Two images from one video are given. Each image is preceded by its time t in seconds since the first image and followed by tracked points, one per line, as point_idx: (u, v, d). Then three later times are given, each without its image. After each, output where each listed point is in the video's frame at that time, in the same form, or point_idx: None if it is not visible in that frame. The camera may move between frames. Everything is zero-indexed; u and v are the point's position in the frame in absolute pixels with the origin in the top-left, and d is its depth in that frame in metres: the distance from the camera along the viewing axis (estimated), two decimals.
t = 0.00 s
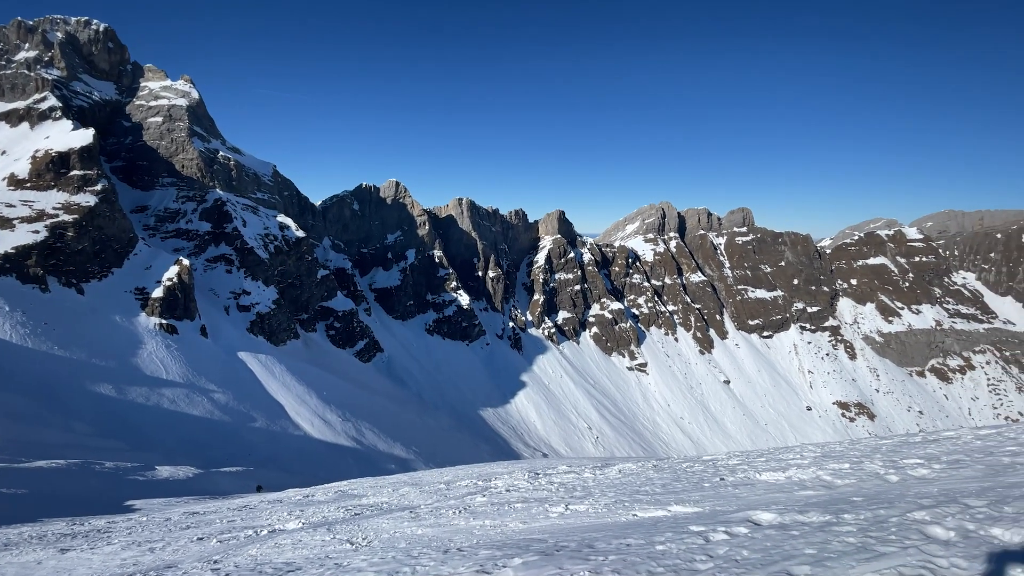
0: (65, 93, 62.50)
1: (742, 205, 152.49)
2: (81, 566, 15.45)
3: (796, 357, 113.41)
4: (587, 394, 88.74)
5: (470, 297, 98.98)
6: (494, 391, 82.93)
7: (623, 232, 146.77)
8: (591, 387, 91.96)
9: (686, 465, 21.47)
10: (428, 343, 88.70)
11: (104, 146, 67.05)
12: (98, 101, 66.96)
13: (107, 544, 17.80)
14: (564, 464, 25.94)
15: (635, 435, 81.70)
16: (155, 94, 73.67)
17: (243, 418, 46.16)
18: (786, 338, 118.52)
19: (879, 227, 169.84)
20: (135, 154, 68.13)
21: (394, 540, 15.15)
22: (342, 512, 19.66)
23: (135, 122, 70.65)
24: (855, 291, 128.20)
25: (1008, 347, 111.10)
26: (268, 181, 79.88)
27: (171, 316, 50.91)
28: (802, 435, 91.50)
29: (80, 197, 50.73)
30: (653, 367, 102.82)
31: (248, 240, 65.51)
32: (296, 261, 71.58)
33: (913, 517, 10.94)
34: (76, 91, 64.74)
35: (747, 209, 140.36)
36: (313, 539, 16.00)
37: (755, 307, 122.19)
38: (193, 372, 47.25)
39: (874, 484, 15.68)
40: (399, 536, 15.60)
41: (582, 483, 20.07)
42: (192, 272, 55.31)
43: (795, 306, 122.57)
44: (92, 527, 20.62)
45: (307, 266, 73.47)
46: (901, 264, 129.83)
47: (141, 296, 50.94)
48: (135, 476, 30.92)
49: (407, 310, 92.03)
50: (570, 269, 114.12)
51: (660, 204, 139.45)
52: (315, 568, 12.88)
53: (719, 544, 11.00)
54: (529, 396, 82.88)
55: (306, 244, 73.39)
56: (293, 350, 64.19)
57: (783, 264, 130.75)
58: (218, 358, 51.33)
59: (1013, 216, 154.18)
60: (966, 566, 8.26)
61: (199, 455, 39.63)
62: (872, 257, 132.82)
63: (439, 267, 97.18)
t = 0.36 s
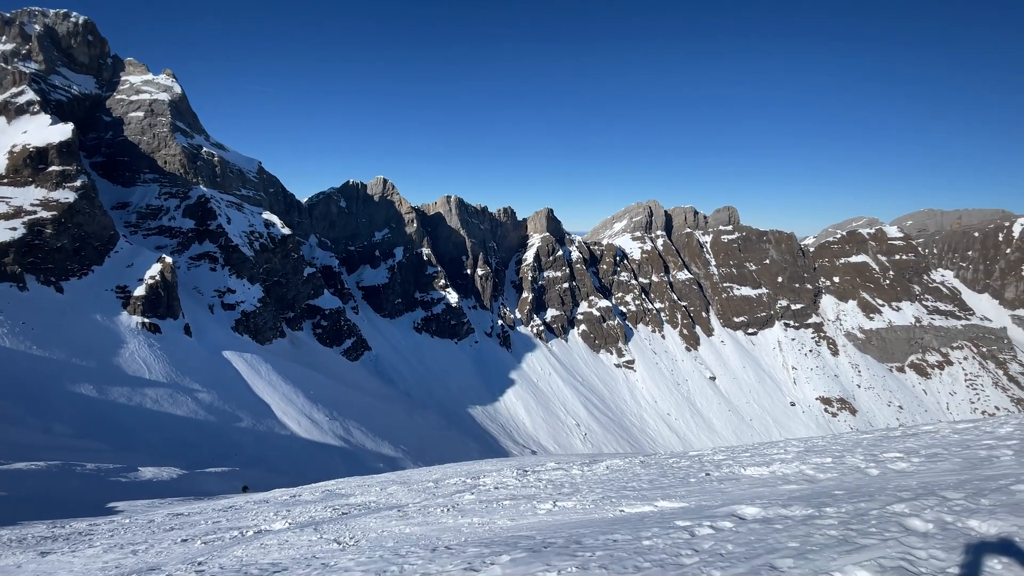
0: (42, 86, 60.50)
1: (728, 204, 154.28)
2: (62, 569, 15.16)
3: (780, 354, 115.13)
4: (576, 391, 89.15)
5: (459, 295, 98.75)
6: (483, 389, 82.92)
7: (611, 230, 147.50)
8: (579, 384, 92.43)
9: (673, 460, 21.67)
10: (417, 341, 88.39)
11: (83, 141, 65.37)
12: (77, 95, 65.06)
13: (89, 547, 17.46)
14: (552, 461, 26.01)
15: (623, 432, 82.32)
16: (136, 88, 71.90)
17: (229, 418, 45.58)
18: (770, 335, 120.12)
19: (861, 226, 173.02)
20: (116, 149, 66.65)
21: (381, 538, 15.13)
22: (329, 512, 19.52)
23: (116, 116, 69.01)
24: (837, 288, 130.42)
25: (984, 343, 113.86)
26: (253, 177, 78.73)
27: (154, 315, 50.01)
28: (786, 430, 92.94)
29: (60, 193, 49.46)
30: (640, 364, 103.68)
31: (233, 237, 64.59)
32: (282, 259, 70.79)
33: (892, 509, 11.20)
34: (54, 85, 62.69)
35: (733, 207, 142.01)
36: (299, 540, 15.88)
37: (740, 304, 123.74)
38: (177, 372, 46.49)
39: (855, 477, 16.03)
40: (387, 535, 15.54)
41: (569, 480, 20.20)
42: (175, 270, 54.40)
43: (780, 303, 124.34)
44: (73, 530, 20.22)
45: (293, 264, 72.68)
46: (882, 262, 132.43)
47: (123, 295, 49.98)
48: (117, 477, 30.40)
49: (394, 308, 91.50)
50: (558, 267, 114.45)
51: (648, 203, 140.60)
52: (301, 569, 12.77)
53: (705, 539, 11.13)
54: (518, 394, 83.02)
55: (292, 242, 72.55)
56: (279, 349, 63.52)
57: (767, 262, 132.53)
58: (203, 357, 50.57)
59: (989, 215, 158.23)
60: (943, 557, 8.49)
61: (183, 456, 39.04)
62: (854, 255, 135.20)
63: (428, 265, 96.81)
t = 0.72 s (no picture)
0: (27, 87, 59.31)
1: (718, 204, 155.35)
2: None
3: (770, 352, 116.14)
4: (568, 390, 89.35)
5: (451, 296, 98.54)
6: (476, 390, 82.82)
7: (603, 230, 147.95)
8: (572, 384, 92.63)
9: (665, 459, 21.77)
10: (409, 343, 88.11)
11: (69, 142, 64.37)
12: (63, 95, 63.91)
13: (76, 553, 17.23)
14: (546, 461, 26.03)
15: (616, 431, 82.65)
16: (123, 88, 70.92)
17: (219, 421, 45.17)
18: (761, 333, 121.05)
19: (849, 225, 174.83)
20: (102, 149, 65.67)
21: (374, 541, 15.12)
22: (321, 515, 19.38)
23: (102, 117, 67.94)
24: (826, 287, 131.74)
25: (970, 340, 115.51)
26: (243, 178, 78.02)
27: (142, 318, 49.45)
28: (777, 427, 93.70)
29: (44, 195, 48.48)
30: (632, 363, 104.13)
31: (222, 239, 63.99)
32: (273, 260, 70.24)
33: (881, 505, 11.33)
34: (39, 85, 61.45)
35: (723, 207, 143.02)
36: (291, 543, 15.81)
37: (731, 303, 124.60)
38: (166, 375, 45.96)
39: (844, 474, 16.20)
40: (380, 538, 15.49)
41: (562, 479, 20.26)
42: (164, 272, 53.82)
43: (770, 302, 125.33)
44: (60, 536, 19.89)
45: (284, 265, 72.16)
46: (870, 261, 134.02)
47: (111, 297, 49.37)
48: (105, 482, 29.99)
49: (387, 309, 91.13)
50: (551, 267, 114.64)
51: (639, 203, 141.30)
52: (292, 573, 12.69)
53: (697, 536, 11.21)
54: (511, 395, 83.04)
55: (282, 243, 71.98)
56: (270, 351, 63.06)
57: (757, 261, 133.54)
58: (193, 360, 50.09)
59: (974, 214, 160.86)
60: (931, 552, 8.60)
61: (172, 461, 38.60)
62: (843, 254, 136.75)
63: (420, 266, 96.52)
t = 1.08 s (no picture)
0: (12, 86, 58.30)
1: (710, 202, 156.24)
2: None
3: (762, 349, 117.04)
4: (562, 389, 89.49)
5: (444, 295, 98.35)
6: (470, 389, 82.74)
7: (596, 229, 148.40)
8: (566, 382, 92.79)
9: (658, 456, 21.90)
10: (403, 342, 87.86)
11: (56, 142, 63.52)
12: (49, 94, 62.88)
13: (66, 557, 17.05)
14: (540, 459, 26.10)
15: (610, 428, 82.94)
16: (111, 87, 70.04)
17: (211, 423, 44.80)
18: (752, 330, 121.96)
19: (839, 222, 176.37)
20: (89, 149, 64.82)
21: (368, 541, 15.09)
22: (315, 516, 19.33)
23: (89, 116, 67.02)
24: (817, 284, 132.92)
25: (958, 335, 116.96)
26: (234, 178, 77.33)
27: (132, 319, 48.95)
28: (769, 424, 94.41)
29: (31, 195, 47.63)
30: (626, 361, 104.56)
31: (213, 239, 63.44)
32: (264, 260, 69.70)
33: (871, 499, 11.47)
34: (24, 84, 60.42)
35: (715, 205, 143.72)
36: (284, 545, 15.71)
37: (723, 301, 125.38)
38: (157, 376, 45.52)
39: (835, 469, 16.38)
40: (374, 538, 15.47)
41: (556, 477, 20.32)
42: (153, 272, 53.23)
43: (762, 299, 126.27)
44: (49, 540, 19.69)
45: (275, 265, 71.65)
46: (860, 258, 135.47)
47: (99, 299, 48.80)
48: (96, 486, 29.69)
49: (380, 309, 90.81)
50: (544, 265, 114.73)
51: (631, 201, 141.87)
52: (284, 575, 12.66)
53: (690, 533, 11.29)
54: (505, 393, 83.09)
55: (274, 242, 71.44)
56: (262, 351, 62.65)
57: (749, 258, 134.44)
58: (184, 361, 49.65)
59: (961, 211, 162.80)
60: (920, 545, 8.71)
61: (164, 463, 38.28)
62: (833, 251, 137.92)
63: (413, 265, 96.22)
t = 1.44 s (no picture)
0: None
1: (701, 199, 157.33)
2: None
3: (752, 345, 118.06)
4: (555, 386, 89.73)
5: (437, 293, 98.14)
6: (463, 387, 82.69)
7: (588, 227, 148.89)
8: (559, 379, 93.05)
9: (650, 452, 22.05)
10: (395, 341, 87.57)
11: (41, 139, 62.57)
12: (34, 91, 61.87)
13: (55, 560, 16.90)
14: (533, 456, 26.17)
15: (602, 425, 83.32)
16: (96, 84, 69.00)
17: (202, 423, 44.41)
18: (743, 326, 122.98)
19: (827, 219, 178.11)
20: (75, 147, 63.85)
21: (361, 540, 15.06)
22: (307, 516, 19.24)
23: (75, 113, 66.02)
24: (806, 280, 134.24)
25: (944, 330, 118.82)
26: (223, 176, 76.52)
27: (120, 319, 48.37)
28: (759, 419, 95.27)
29: (16, 194, 46.71)
30: (618, 358, 105.07)
31: (202, 237, 62.84)
32: (254, 259, 69.11)
33: (858, 492, 11.64)
34: (9, 80, 59.40)
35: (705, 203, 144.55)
36: (276, 545, 15.63)
37: (714, 297, 126.25)
38: (146, 377, 45.03)
39: (823, 463, 16.59)
40: (367, 537, 15.46)
41: (549, 474, 20.38)
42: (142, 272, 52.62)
43: (752, 295, 127.36)
44: (37, 543, 19.45)
45: (266, 264, 71.10)
46: (848, 254, 137.22)
47: (86, 298, 48.19)
48: (85, 488, 29.37)
49: (372, 307, 90.43)
50: (536, 263, 114.81)
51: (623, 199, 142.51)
52: (275, 574, 12.63)
53: (681, 528, 11.38)
54: (498, 391, 83.14)
55: (264, 241, 70.85)
56: (253, 351, 62.21)
57: (739, 255, 135.47)
58: (173, 362, 49.17)
59: (947, 208, 165.12)
60: (907, 537, 8.85)
61: (155, 464, 37.91)
62: (822, 248, 139.35)
63: (405, 263, 95.88)
